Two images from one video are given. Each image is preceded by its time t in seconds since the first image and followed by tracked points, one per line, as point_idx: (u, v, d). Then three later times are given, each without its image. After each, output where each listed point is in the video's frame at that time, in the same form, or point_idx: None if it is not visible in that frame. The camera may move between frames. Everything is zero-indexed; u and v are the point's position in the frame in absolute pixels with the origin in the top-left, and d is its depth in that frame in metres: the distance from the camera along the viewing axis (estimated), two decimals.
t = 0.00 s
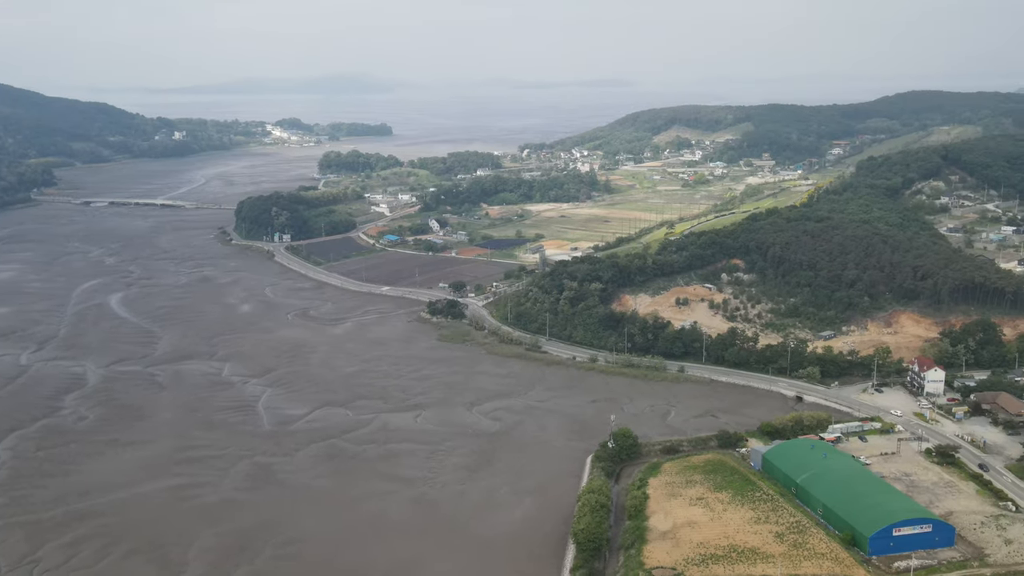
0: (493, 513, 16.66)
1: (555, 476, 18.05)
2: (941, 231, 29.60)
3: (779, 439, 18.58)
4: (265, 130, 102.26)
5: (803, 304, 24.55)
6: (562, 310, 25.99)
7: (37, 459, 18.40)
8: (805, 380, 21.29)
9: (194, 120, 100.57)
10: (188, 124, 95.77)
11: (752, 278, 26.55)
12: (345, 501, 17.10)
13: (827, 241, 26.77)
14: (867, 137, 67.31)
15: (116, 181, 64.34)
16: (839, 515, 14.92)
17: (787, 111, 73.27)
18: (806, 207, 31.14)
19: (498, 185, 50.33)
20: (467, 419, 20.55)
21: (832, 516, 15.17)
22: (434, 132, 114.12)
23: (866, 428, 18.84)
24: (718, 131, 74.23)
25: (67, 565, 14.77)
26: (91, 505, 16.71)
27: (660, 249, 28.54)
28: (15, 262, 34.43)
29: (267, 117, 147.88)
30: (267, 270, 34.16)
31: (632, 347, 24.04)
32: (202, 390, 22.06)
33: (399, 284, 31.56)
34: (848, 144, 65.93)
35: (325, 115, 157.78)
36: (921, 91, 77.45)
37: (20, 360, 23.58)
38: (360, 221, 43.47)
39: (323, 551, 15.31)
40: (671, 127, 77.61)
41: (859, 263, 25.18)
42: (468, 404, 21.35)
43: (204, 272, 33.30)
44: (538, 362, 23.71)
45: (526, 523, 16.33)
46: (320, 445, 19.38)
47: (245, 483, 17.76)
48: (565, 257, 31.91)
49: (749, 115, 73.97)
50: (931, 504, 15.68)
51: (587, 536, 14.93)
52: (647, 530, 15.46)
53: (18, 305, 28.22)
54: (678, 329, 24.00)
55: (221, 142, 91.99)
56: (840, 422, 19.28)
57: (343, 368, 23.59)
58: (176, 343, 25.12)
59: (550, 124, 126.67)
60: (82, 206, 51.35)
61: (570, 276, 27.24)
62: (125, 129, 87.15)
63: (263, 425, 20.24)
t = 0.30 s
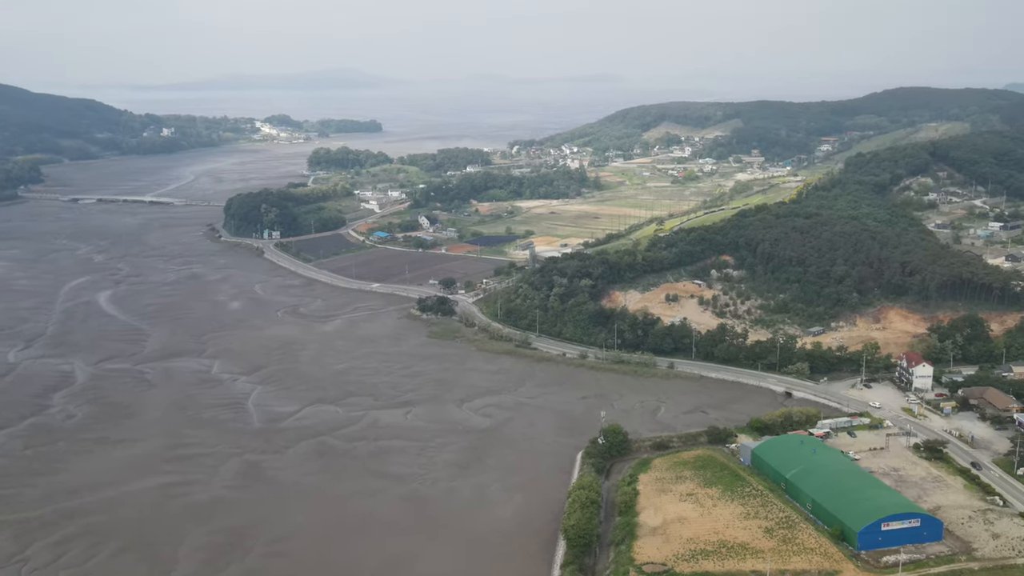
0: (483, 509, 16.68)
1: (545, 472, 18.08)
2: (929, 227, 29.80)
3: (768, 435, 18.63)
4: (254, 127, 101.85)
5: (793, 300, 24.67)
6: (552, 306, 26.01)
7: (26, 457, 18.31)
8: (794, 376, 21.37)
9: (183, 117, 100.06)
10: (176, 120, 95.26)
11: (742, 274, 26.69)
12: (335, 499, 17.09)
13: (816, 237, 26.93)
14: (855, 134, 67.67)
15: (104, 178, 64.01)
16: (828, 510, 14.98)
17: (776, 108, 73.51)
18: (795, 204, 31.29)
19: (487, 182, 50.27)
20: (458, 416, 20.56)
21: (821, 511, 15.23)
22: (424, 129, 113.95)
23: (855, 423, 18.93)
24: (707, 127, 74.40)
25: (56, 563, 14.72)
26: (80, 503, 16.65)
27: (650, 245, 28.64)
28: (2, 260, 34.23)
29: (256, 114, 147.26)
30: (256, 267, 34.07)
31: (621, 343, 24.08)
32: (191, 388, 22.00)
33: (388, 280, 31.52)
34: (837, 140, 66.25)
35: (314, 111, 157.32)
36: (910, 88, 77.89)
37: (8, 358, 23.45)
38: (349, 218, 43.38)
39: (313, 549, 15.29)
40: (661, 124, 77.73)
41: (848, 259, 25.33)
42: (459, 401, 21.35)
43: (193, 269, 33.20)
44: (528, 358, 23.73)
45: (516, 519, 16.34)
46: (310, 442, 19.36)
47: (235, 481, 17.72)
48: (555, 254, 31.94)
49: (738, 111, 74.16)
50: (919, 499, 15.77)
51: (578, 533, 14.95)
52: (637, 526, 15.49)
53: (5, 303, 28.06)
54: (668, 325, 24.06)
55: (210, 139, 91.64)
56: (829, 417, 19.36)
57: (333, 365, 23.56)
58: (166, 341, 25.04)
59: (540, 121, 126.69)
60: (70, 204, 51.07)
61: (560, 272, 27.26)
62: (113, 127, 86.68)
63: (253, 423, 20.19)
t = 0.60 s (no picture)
0: (474, 506, 16.69)
1: (536, 468, 18.10)
2: (918, 223, 29.94)
3: (758, 431, 18.68)
4: (243, 123, 101.39)
5: (782, 296, 24.76)
6: (543, 303, 26.02)
7: (14, 455, 18.23)
8: (784, 372, 21.43)
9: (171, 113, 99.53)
10: (164, 116, 94.71)
11: (732, 271, 26.77)
12: (326, 496, 17.08)
13: (806, 233, 27.02)
14: (844, 130, 67.97)
15: (92, 175, 63.67)
16: (817, 505, 15.03)
17: (766, 104, 73.71)
18: (784, 200, 31.38)
19: (477, 178, 50.19)
20: (448, 413, 20.56)
21: (811, 507, 15.28)
22: (415, 126, 113.83)
23: (844, 419, 18.99)
24: (697, 123, 74.57)
25: (46, 562, 14.67)
26: (69, 502, 16.60)
27: (640, 242, 28.69)
28: None
29: (245, 110, 146.37)
30: (246, 264, 33.99)
31: (612, 339, 24.12)
32: (181, 385, 21.94)
33: (379, 277, 31.49)
34: (826, 137, 66.53)
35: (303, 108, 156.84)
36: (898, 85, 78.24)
37: None
38: (339, 215, 43.31)
39: (304, 546, 15.28)
40: (650, 120, 77.80)
41: (837, 255, 25.43)
42: (449, 398, 21.36)
43: (182, 266, 33.10)
44: (518, 355, 23.75)
45: (507, 515, 16.36)
46: (301, 440, 19.34)
47: (226, 479, 17.70)
48: (545, 250, 31.95)
49: (728, 108, 74.36)
50: (908, 494, 15.84)
51: (569, 529, 14.96)
52: (628, 522, 15.52)
53: None
54: (658, 321, 24.10)
55: (199, 136, 91.25)
56: (818, 413, 19.43)
57: (323, 362, 23.54)
58: (155, 338, 24.97)
59: (531, 117, 126.76)
60: (58, 201, 50.79)
61: (550, 269, 27.26)
62: (101, 123, 86.15)
63: (243, 420, 20.16)
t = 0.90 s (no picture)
0: (466, 502, 16.70)
1: (527, 465, 18.12)
2: (907, 219, 30.06)
3: (749, 426, 18.72)
4: (232, 119, 101.03)
5: (772, 292, 24.86)
6: (533, 299, 26.03)
7: (3, 453, 18.16)
8: (774, 367, 21.49)
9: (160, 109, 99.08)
10: (153, 112, 94.21)
11: (722, 267, 26.86)
12: (318, 492, 17.07)
13: (796, 229, 27.10)
14: (834, 127, 68.23)
15: (80, 172, 63.41)
16: (807, 500, 15.07)
17: (756, 100, 73.88)
18: (774, 196, 31.46)
19: (468, 174, 50.17)
20: (440, 409, 20.57)
21: (800, 502, 15.33)
22: (406, 122, 113.68)
23: (834, 414, 19.06)
24: (687, 120, 74.71)
25: (36, 560, 14.62)
26: (59, 500, 16.54)
27: (631, 238, 28.75)
28: None
29: (235, 106, 145.74)
30: (236, 261, 33.93)
31: (603, 335, 24.16)
32: (171, 382, 21.90)
33: (370, 274, 31.47)
34: (816, 133, 66.78)
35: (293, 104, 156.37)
36: (888, 81, 78.52)
37: None
38: (330, 211, 43.24)
39: (296, 543, 15.28)
40: (640, 116, 77.91)
41: (827, 251, 25.52)
42: (440, 394, 21.36)
43: (172, 263, 33.01)
44: (509, 351, 23.76)
45: (499, 512, 16.38)
46: (292, 437, 19.32)
47: (217, 476, 17.67)
48: (536, 247, 31.99)
49: (718, 104, 74.50)
50: (898, 488, 15.91)
51: (560, 525, 15.00)
52: (619, 518, 15.55)
53: None
54: (649, 318, 24.15)
55: (188, 133, 90.94)
56: (809, 408, 19.49)
57: (314, 359, 23.51)
58: (145, 336, 24.90)
59: (521, 113, 126.76)
60: (47, 198, 50.53)
61: (541, 265, 27.27)
62: (90, 119, 85.67)
63: (234, 417, 20.14)
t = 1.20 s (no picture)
0: (457, 499, 16.71)
1: (519, 461, 18.14)
2: (897, 215, 30.19)
3: (740, 422, 18.77)
4: (222, 115, 100.67)
5: (763, 289, 24.95)
6: (524, 296, 26.05)
7: None
8: (765, 363, 21.56)
9: (149, 106, 98.67)
10: (141, 109, 93.70)
11: (713, 263, 26.94)
12: (309, 490, 17.06)
13: (786, 225, 27.19)
14: (824, 123, 68.45)
15: (69, 169, 63.11)
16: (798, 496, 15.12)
17: (746, 97, 74.04)
18: (765, 192, 31.56)
19: (458, 171, 50.02)
20: (431, 406, 20.57)
21: (791, 497, 15.38)
22: (397, 119, 113.50)
23: (825, 410, 19.13)
24: (678, 116, 74.78)
25: (26, 558, 14.57)
26: (49, 498, 16.49)
27: (622, 234, 28.81)
28: None
29: (226, 102, 145.24)
30: (227, 258, 33.85)
31: (594, 332, 24.19)
32: (162, 380, 21.84)
33: (361, 271, 31.44)
34: (806, 129, 66.96)
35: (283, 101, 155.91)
36: (878, 77, 78.80)
37: None
38: (320, 208, 43.17)
39: (287, 540, 15.26)
40: (631, 112, 77.96)
41: (817, 247, 25.61)
42: (432, 391, 21.37)
43: (162, 260, 32.91)
44: (501, 348, 23.77)
45: (490, 508, 16.39)
46: (283, 434, 19.30)
47: (208, 473, 17.64)
48: (527, 243, 32.01)
49: (708, 100, 74.62)
50: (888, 484, 15.98)
51: (552, 521, 15.02)
52: (610, 514, 15.58)
53: None
54: (640, 314, 24.20)
55: (178, 129, 90.59)
56: (799, 404, 19.56)
57: (305, 356, 23.48)
58: (135, 333, 24.83)
59: (511, 110, 126.73)
60: (35, 195, 50.32)
61: (532, 262, 27.28)
62: (79, 115, 85.22)
63: (225, 415, 20.10)
